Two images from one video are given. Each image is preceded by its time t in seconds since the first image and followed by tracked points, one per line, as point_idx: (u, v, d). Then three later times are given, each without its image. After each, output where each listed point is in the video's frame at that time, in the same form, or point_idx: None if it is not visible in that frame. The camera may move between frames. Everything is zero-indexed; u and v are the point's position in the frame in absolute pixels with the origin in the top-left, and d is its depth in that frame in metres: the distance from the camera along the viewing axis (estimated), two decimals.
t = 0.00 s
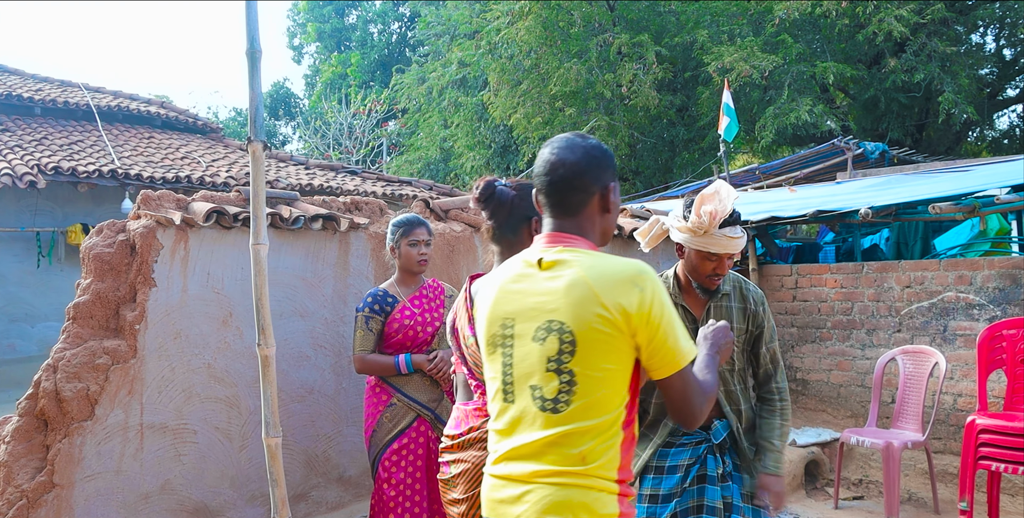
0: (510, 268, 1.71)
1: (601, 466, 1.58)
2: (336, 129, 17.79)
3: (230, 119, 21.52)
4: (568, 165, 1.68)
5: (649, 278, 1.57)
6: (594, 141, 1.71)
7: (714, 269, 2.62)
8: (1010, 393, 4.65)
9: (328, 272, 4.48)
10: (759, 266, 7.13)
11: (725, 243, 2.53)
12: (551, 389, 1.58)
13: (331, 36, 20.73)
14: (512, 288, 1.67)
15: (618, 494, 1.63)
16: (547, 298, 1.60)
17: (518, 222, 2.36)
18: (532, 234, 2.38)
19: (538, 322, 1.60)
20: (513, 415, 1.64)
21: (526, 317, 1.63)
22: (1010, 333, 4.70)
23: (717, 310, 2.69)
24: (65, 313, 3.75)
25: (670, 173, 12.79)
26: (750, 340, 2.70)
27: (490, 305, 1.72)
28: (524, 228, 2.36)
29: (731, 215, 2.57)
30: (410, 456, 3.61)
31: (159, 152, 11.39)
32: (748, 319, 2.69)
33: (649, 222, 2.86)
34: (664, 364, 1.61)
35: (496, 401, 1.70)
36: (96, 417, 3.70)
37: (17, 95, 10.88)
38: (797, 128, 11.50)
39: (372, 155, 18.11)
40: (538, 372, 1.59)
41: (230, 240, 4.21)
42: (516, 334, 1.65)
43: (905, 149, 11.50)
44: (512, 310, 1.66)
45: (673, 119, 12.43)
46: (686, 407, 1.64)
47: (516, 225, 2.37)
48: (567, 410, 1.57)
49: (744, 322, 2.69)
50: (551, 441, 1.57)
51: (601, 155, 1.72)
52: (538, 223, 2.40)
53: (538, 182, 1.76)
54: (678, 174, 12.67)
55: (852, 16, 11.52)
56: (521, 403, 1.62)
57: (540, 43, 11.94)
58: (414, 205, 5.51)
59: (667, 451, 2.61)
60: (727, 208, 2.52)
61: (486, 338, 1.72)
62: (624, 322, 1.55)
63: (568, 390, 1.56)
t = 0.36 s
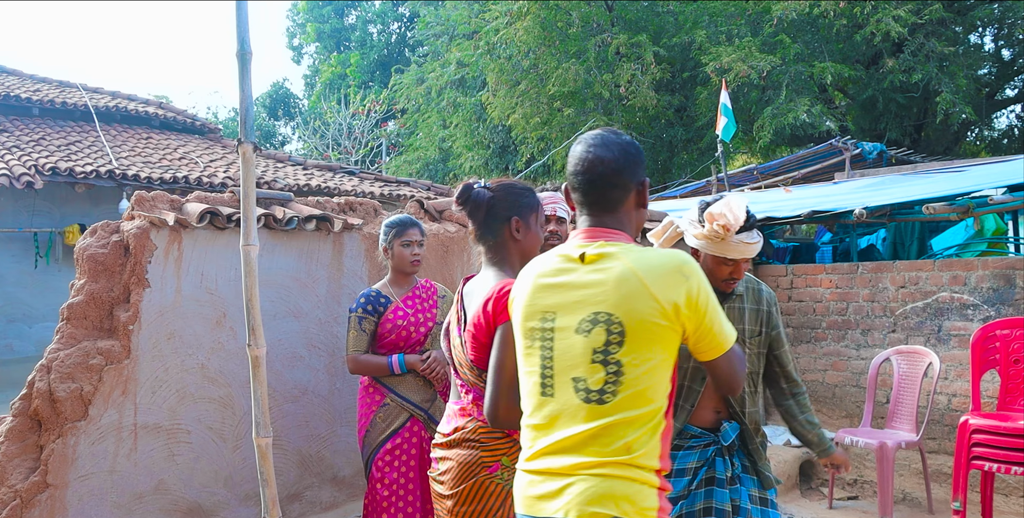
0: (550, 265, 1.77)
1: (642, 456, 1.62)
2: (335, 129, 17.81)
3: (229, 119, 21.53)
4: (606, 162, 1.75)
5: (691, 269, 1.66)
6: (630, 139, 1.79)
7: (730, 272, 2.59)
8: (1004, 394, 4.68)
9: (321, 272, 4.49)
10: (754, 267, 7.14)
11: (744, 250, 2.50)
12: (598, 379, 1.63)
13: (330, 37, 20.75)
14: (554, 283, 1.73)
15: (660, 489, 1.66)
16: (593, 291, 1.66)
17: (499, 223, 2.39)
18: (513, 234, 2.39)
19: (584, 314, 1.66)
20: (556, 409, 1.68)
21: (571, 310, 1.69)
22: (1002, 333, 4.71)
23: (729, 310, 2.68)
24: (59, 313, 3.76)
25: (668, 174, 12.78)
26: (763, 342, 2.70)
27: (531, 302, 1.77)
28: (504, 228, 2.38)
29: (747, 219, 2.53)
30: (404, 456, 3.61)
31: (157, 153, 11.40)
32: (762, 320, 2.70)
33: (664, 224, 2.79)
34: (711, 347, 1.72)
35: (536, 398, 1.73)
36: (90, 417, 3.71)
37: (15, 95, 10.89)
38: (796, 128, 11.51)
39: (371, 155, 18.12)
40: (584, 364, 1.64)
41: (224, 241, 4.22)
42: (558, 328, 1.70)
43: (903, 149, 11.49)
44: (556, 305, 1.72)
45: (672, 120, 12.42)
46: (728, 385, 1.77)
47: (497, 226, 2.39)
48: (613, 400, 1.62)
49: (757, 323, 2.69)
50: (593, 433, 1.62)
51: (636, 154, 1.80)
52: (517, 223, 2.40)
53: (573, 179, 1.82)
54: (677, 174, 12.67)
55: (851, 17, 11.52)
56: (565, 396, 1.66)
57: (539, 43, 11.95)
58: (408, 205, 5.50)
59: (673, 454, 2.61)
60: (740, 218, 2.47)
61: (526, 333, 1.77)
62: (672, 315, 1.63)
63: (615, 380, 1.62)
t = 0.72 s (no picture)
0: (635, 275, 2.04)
1: (744, 434, 1.93)
2: (332, 129, 17.90)
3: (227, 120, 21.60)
4: (669, 195, 2.01)
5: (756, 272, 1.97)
6: (688, 171, 2.04)
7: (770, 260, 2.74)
8: (982, 393, 4.71)
9: (304, 273, 4.56)
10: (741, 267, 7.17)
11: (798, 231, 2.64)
12: (701, 374, 1.91)
13: (329, 37, 20.84)
14: (643, 290, 2.00)
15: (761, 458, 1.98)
16: (677, 298, 1.93)
17: (458, 227, 2.44)
18: (471, 239, 2.43)
19: (678, 317, 1.93)
20: (659, 400, 1.96)
21: (663, 314, 1.96)
22: (982, 334, 4.76)
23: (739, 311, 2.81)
24: (43, 314, 3.82)
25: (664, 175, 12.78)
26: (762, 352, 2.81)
27: (621, 306, 2.04)
28: (463, 232, 2.42)
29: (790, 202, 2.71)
30: (383, 454, 3.61)
31: (152, 154, 11.47)
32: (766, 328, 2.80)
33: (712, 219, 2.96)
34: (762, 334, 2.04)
35: (636, 389, 2.02)
36: (73, 417, 3.77)
37: (10, 96, 10.94)
38: (790, 129, 11.57)
39: (369, 156, 18.17)
40: (684, 360, 1.92)
41: (208, 242, 4.28)
42: (654, 330, 1.97)
43: (897, 150, 11.52)
44: (647, 309, 1.99)
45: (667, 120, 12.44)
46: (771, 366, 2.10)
47: (456, 230, 2.45)
48: (715, 391, 1.90)
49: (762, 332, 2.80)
50: (705, 418, 1.91)
51: (694, 187, 2.08)
52: (476, 228, 2.44)
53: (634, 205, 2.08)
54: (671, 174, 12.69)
55: (844, 18, 11.56)
56: (668, 388, 1.94)
57: (534, 44, 11.99)
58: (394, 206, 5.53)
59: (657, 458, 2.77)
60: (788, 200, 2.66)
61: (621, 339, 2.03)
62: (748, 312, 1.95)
63: (716, 374, 1.90)
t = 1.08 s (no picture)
0: (700, 262, 2.21)
1: (813, 402, 2.15)
2: (330, 130, 17.97)
3: (226, 120, 21.67)
4: (712, 192, 2.26)
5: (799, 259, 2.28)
6: (729, 170, 2.31)
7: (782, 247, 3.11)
8: (962, 391, 4.78)
9: (287, 274, 4.76)
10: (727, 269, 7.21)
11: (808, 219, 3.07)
12: (785, 346, 2.12)
13: (327, 38, 20.93)
14: (715, 274, 2.17)
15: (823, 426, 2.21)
16: (753, 278, 2.16)
17: (427, 230, 2.47)
18: (442, 242, 2.49)
19: (759, 296, 2.15)
20: (746, 375, 2.11)
21: (741, 294, 2.15)
22: (962, 335, 4.81)
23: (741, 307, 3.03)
24: (28, 314, 3.93)
25: (658, 175, 12.80)
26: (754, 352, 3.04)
27: (692, 292, 2.19)
28: (433, 235, 2.47)
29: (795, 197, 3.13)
30: (362, 452, 3.62)
31: (146, 155, 11.56)
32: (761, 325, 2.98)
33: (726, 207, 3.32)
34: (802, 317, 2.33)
35: (717, 368, 2.15)
36: (57, 416, 3.88)
37: (4, 98, 11.01)
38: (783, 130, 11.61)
39: (366, 156, 18.20)
40: (770, 334, 2.12)
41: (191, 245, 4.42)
42: (733, 310, 2.14)
43: (890, 151, 11.56)
44: (721, 292, 2.17)
45: (661, 121, 12.46)
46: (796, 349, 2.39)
47: (427, 232, 2.47)
48: (798, 360, 2.13)
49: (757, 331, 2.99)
50: (787, 388, 2.11)
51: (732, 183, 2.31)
52: (448, 232, 2.50)
53: (684, 201, 2.30)
54: (665, 175, 12.70)
55: (837, 19, 11.59)
56: (755, 361, 2.11)
57: (529, 45, 12.03)
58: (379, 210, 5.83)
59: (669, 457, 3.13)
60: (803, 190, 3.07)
61: (696, 324, 2.17)
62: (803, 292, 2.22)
63: (798, 345, 2.13)
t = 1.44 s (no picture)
0: (703, 263, 2.21)
1: (817, 397, 2.17)
2: (329, 130, 17.98)
3: (225, 120, 21.68)
4: (723, 183, 2.23)
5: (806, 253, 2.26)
6: (739, 161, 2.29)
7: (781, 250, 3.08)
8: (954, 393, 4.79)
9: (283, 275, 4.83)
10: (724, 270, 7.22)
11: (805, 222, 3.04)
12: (787, 349, 2.14)
13: (326, 38, 20.96)
14: (717, 278, 2.17)
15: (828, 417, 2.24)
16: (755, 281, 2.15)
17: (424, 231, 2.47)
18: (438, 243, 2.49)
19: (760, 299, 2.15)
20: (749, 377, 2.14)
21: (743, 297, 2.15)
22: (957, 335, 4.81)
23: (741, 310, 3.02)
24: (23, 315, 3.95)
25: (656, 175, 12.81)
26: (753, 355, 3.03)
27: (695, 295, 2.19)
28: (430, 236, 2.47)
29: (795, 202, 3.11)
30: (358, 453, 3.62)
31: (144, 155, 11.58)
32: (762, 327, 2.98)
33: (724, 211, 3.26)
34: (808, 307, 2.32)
35: (720, 370, 2.18)
36: (53, 416, 3.94)
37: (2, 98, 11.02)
38: (781, 130, 11.62)
39: (365, 156, 18.21)
40: (771, 338, 2.13)
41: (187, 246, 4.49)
42: (735, 313, 2.15)
43: (888, 152, 11.57)
44: (723, 295, 2.17)
45: (660, 122, 12.47)
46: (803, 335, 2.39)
47: (423, 233, 2.47)
48: (802, 359, 2.15)
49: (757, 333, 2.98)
50: (790, 387, 2.13)
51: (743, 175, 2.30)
52: (444, 233, 2.51)
53: (694, 191, 2.28)
54: (663, 174, 12.70)
55: (835, 20, 11.60)
56: (758, 365, 2.13)
57: (528, 45, 12.03)
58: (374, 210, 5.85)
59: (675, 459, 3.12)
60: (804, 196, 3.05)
61: (699, 327, 2.19)
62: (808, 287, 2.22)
63: (802, 345, 2.14)
